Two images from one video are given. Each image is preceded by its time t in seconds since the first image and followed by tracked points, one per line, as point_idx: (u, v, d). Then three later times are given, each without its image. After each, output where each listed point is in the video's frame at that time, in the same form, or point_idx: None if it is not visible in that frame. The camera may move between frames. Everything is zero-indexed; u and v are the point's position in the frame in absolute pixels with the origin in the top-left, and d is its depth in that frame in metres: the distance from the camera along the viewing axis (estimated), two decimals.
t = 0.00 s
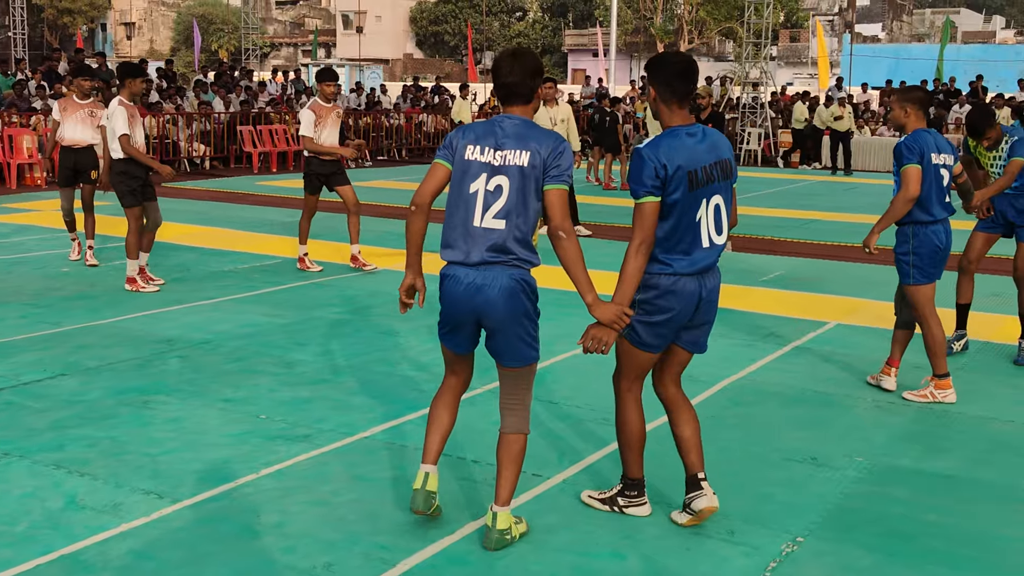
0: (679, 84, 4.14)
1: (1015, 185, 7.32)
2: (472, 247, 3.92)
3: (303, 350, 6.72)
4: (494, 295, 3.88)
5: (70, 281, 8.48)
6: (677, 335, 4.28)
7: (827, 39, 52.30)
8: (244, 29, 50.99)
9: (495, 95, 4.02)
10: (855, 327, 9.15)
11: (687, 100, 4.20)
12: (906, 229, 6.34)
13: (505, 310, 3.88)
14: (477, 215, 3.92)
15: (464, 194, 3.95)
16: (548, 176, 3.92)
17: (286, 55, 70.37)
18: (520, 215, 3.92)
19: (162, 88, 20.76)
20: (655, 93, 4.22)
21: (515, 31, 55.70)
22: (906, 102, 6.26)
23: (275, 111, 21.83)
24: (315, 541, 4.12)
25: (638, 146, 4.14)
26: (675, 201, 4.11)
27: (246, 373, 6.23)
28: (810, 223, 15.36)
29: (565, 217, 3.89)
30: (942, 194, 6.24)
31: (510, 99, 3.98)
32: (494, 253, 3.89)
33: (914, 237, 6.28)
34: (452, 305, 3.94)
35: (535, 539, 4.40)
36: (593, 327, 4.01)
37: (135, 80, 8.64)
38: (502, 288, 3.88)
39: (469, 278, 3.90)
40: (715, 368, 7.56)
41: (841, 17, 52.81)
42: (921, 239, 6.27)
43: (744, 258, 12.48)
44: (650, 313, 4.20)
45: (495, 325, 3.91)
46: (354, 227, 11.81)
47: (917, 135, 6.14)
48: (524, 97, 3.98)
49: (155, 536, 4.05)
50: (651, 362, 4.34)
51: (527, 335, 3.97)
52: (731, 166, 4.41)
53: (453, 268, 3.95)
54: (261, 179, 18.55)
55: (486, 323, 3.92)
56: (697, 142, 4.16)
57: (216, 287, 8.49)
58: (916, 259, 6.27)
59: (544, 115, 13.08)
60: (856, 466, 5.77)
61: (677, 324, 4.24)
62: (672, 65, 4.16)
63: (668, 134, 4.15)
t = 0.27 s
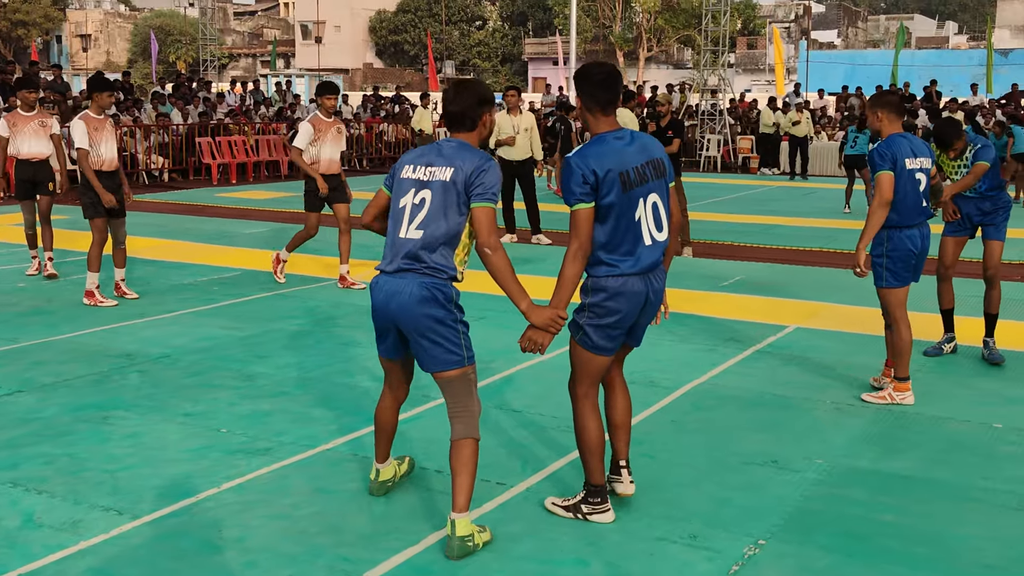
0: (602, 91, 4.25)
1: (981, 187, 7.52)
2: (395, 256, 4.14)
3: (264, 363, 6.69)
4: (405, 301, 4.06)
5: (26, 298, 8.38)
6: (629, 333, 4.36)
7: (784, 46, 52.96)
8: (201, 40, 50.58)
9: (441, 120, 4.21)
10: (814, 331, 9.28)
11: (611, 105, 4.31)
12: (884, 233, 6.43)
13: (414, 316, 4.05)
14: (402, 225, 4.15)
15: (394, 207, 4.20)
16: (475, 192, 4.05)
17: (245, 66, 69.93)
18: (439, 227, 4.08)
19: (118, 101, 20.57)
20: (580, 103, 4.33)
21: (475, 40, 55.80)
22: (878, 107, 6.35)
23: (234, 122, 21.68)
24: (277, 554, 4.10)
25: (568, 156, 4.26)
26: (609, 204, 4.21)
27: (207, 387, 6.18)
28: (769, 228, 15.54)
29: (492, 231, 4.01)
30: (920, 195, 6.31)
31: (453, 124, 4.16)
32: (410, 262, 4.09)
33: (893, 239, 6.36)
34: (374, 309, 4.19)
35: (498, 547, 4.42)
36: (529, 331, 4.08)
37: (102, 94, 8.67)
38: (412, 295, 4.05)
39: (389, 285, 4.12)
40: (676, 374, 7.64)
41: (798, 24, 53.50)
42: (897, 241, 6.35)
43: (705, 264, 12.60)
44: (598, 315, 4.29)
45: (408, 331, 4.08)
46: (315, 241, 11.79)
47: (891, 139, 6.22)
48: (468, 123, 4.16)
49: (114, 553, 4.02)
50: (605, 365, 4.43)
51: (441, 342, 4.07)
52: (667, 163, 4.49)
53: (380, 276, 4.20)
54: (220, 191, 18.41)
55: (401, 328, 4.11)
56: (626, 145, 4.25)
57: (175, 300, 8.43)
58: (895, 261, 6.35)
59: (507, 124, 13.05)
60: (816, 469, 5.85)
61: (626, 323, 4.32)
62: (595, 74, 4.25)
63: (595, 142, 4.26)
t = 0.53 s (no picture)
0: (561, 106, 4.32)
1: (965, 193, 7.68)
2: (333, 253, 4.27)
3: (235, 374, 6.66)
4: (332, 296, 4.17)
5: None
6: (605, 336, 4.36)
7: (751, 53, 53.46)
8: (169, 50, 50.27)
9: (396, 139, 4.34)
10: (784, 334, 9.37)
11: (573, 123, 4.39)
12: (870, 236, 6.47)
13: (339, 311, 4.15)
14: (344, 225, 4.29)
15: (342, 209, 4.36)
16: (415, 195, 4.15)
17: (213, 76, 69.50)
18: (375, 227, 4.19)
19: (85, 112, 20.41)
20: (541, 119, 4.39)
21: (445, 48, 55.86)
22: (870, 114, 6.45)
23: (203, 132, 21.56)
24: (249, 567, 4.08)
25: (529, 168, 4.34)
26: (572, 209, 4.25)
27: (178, 399, 6.14)
28: (739, 233, 15.66)
29: (444, 237, 4.10)
30: (909, 200, 6.38)
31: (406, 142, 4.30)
32: (344, 259, 4.20)
33: (879, 242, 6.41)
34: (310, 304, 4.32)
35: (472, 555, 4.42)
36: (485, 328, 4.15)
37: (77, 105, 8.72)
38: (339, 290, 4.16)
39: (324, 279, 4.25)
40: (649, 379, 7.68)
41: (764, 31, 54.06)
42: (887, 245, 6.40)
43: (676, 269, 12.68)
44: (572, 319, 4.30)
45: (335, 325, 4.19)
46: (286, 251, 11.78)
47: (883, 145, 6.31)
48: (419, 142, 4.29)
49: (83, 569, 3.98)
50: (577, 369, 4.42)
51: (363, 339, 4.15)
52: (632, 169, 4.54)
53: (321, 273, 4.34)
54: (190, 202, 18.31)
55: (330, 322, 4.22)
56: (585, 152, 4.32)
57: (144, 312, 8.37)
58: (882, 264, 6.40)
59: (484, 131, 13.13)
60: (787, 471, 5.91)
61: (600, 326, 4.32)
62: (554, 91, 4.33)
63: (554, 152, 4.34)
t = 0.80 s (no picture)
0: (537, 110, 4.38)
1: (962, 200, 7.79)
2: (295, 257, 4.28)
3: (202, 383, 6.62)
4: (291, 299, 4.17)
5: None
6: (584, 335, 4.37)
7: (716, 59, 53.87)
8: (133, 58, 49.90)
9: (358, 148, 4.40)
10: (751, 337, 9.46)
11: (548, 126, 4.44)
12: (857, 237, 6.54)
13: (297, 313, 4.15)
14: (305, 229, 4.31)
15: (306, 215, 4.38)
16: (378, 201, 4.18)
17: (177, 84, 68.91)
18: (337, 232, 4.20)
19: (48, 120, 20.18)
20: (515, 120, 4.43)
21: (412, 55, 55.90)
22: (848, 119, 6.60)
23: (168, 140, 21.39)
24: None
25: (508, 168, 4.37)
26: (552, 208, 4.28)
27: (145, 409, 6.10)
28: (706, 237, 15.79)
29: (411, 237, 4.11)
30: (893, 199, 6.46)
31: (365, 150, 4.36)
32: (305, 263, 4.20)
33: (869, 242, 6.48)
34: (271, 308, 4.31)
35: (443, 561, 4.43)
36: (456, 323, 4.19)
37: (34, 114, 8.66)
38: (298, 294, 4.16)
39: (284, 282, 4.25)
40: (618, 384, 7.73)
41: (729, 37, 54.52)
42: (876, 245, 6.47)
43: (644, 274, 12.76)
44: (552, 317, 4.31)
45: (294, 328, 4.18)
46: (254, 260, 11.72)
47: (862, 147, 6.42)
48: (379, 150, 4.35)
49: None
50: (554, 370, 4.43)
51: (321, 343, 4.14)
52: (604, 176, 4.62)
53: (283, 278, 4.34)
54: (155, 211, 18.16)
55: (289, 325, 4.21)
56: (563, 156, 4.38)
57: (110, 322, 8.30)
58: (873, 265, 6.47)
59: (459, 137, 13.13)
60: (756, 473, 5.97)
61: (580, 325, 4.34)
62: (534, 97, 4.40)
63: (532, 153, 4.38)
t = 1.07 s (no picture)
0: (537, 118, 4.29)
1: (944, 201, 7.88)
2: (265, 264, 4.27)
3: (174, 392, 6.58)
4: (260, 307, 4.16)
5: None
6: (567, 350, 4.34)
7: (688, 64, 54.19)
8: (103, 64, 49.56)
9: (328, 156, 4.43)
10: (724, 341, 9.53)
11: (542, 134, 4.36)
12: (836, 240, 6.57)
13: (267, 322, 4.14)
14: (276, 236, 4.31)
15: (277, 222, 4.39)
16: (348, 210, 4.18)
17: (148, 90, 68.37)
18: (307, 240, 4.19)
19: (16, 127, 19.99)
20: (513, 124, 4.28)
21: (385, 61, 55.83)
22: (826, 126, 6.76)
23: (139, 147, 21.23)
24: None
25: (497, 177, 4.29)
26: (541, 221, 4.23)
27: (115, 418, 6.06)
28: (679, 242, 15.87)
29: (380, 244, 4.12)
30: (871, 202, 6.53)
31: (334, 157, 4.38)
32: (274, 271, 4.20)
33: (846, 244, 6.51)
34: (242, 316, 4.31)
35: (418, 568, 4.43)
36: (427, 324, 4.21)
37: None
38: (269, 303, 4.15)
39: (254, 290, 4.25)
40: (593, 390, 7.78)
41: (701, 43, 54.87)
42: (854, 247, 6.50)
43: (618, 278, 12.81)
44: (536, 331, 4.26)
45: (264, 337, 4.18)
46: (226, 267, 11.67)
47: (838, 153, 6.60)
48: (348, 158, 4.36)
49: None
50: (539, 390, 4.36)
51: (291, 352, 4.13)
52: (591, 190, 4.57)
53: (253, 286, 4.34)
54: (125, 218, 18.01)
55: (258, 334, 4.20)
56: (554, 168, 4.32)
57: (80, 331, 8.24)
58: (848, 267, 6.48)
59: (440, 142, 13.09)
60: (728, 476, 6.02)
61: (563, 341, 4.31)
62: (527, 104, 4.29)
63: (525, 163, 4.31)
